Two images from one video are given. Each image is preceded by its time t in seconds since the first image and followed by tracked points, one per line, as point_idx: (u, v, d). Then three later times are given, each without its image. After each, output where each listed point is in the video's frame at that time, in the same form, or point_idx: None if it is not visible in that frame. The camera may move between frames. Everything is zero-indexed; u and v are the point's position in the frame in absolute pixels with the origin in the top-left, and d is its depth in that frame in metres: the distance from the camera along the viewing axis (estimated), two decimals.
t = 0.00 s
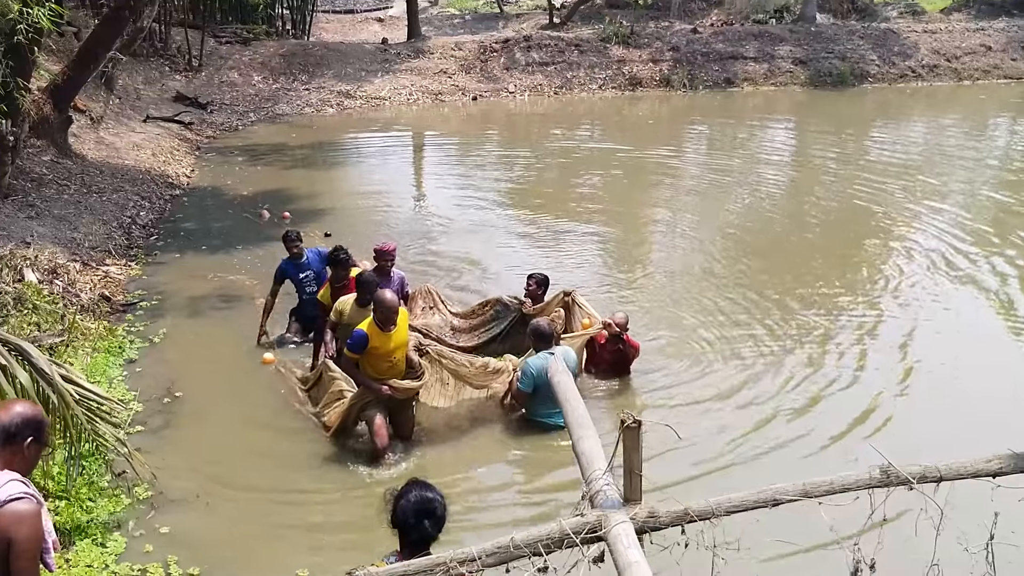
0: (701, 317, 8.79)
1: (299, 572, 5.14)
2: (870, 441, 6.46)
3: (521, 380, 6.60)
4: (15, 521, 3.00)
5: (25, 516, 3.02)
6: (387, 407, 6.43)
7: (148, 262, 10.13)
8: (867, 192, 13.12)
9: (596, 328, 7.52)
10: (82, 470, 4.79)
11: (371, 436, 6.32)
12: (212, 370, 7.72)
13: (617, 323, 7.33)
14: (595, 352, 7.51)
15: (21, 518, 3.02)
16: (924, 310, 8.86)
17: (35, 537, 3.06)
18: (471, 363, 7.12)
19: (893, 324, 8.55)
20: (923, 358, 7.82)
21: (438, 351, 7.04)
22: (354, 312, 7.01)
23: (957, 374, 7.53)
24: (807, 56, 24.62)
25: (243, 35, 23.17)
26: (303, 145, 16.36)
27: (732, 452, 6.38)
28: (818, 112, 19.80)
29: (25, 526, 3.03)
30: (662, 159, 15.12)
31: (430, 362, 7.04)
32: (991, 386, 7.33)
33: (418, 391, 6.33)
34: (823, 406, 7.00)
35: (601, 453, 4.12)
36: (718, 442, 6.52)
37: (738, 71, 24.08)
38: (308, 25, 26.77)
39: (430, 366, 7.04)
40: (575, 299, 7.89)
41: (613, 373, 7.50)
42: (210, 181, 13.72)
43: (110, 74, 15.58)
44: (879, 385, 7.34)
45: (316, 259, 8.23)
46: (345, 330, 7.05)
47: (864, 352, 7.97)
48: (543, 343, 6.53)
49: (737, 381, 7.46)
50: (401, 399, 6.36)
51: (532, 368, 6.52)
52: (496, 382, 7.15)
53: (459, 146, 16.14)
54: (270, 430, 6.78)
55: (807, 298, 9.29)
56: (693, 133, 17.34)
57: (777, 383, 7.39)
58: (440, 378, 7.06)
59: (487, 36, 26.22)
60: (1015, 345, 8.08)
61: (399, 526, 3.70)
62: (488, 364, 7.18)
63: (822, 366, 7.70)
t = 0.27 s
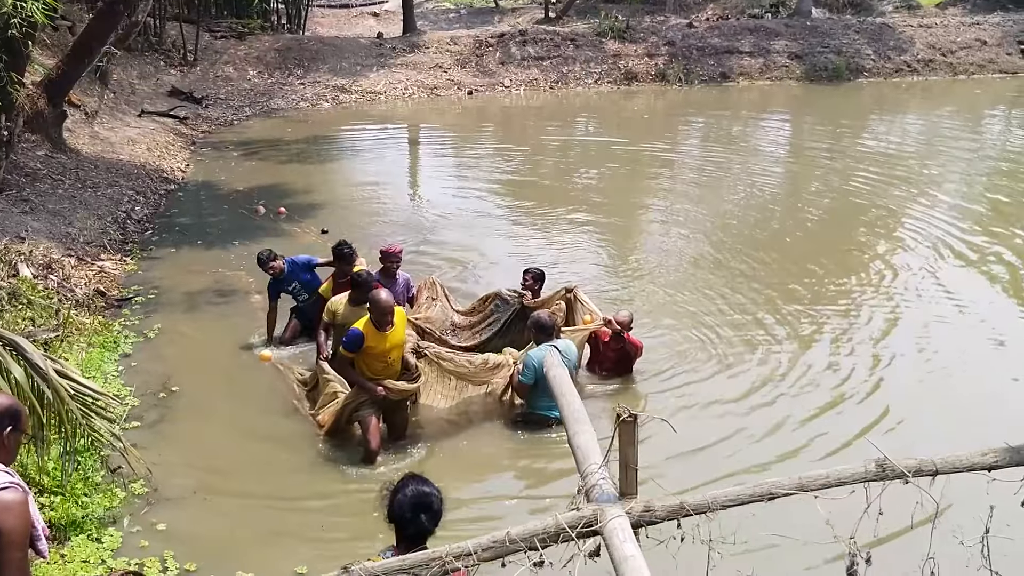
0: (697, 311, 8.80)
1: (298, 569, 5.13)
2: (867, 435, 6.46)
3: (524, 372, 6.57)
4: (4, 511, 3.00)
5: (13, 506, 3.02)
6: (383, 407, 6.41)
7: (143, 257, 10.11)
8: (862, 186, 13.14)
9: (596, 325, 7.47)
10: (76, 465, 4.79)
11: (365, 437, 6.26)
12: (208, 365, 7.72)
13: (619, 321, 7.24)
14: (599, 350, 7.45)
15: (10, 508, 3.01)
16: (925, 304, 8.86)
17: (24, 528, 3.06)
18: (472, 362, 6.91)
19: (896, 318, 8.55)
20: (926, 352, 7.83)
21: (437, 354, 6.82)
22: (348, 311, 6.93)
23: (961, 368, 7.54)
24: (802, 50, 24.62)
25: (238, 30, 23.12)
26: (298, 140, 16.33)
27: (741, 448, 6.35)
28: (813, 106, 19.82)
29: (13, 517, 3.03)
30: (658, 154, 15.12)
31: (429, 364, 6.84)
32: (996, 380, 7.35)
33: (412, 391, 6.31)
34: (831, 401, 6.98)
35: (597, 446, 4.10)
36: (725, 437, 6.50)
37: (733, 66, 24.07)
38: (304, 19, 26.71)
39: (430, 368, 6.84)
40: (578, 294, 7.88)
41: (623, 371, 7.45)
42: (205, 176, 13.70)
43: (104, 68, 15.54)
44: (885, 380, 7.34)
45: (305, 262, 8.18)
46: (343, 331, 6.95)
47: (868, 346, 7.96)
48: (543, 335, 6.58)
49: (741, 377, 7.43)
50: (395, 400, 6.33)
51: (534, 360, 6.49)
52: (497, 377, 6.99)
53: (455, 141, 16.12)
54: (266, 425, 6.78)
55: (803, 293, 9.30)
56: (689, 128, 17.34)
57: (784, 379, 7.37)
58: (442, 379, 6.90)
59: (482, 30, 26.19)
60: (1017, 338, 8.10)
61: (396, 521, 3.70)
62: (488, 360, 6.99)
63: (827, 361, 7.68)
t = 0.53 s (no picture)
0: (692, 309, 8.81)
1: (296, 568, 5.13)
2: (863, 433, 6.47)
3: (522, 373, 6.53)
4: None
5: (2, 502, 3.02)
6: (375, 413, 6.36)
7: (137, 254, 10.09)
8: (857, 183, 13.15)
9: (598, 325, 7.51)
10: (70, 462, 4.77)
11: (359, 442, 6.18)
12: (203, 363, 7.71)
13: (626, 325, 7.15)
14: (606, 354, 7.39)
15: None
16: (924, 302, 8.87)
17: (14, 523, 3.06)
18: (469, 365, 6.83)
19: (895, 316, 8.55)
20: (924, 350, 7.84)
21: (433, 360, 6.76)
22: (339, 318, 6.93)
23: (961, 366, 7.55)
24: (797, 48, 24.63)
25: (232, 27, 23.08)
26: (293, 137, 16.31)
27: (745, 447, 6.34)
28: (808, 103, 19.85)
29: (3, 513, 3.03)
30: (653, 151, 15.12)
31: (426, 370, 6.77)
32: (997, 378, 7.36)
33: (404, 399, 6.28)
34: (836, 401, 6.97)
35: (592, 443, 4.10)
36: (728, 436, 6.49)
37: (728, 63, 24.07)
38: (298, 17, 26.65)
39: (427, 375, 6.77)
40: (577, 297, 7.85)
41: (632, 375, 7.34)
42: (200, 173, 13.67)
43: (97, 66, 15.50)
44: (888, 379, 7.33)
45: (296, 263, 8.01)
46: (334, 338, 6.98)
47: (870, 344, 7.96)
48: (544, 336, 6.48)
49: (742, 375, 7.43)
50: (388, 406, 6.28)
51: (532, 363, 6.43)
52: (496, 377, 6.90)
53: (450, 138, 16.12)
54: (260, 423, 6.78)
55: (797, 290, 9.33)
56: (684, 125, 17.34)
57: (787, 378, 7.35)
58: (439, 383, 6.79)
59: (477, 28, 26.15)
60: (1016, 336, 8.12)
61: (390, 518, 3.70)
62: (485, 360, 6.90)
63: (830, 360, 7.66)
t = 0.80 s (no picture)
0: (688, 308, 8.82)
1: (293, 568, 5.12)
2: (858, 433, 6.48)
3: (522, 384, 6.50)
4: None
5: None
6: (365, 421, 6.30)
7: (133, 254, 10.07)
8: (853, 183, 13.17)
9: (598, 331, 7.37)
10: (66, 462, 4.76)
11: (348, 451, 6.12)
12: (200, 362, 7.71)
13: (634, 329, 7.09)
14: (616, 357, 7.34)
15: None
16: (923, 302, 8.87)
17: (9, 524, 3.05)
18: (467, 380, 6.71)
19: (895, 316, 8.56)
20: (920, 349, 7.86)
21: (430, 377, 6.58)
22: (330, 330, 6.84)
23: (961, 365, 7.57)
24: (793, 47, 24.66)
25: (228, 26, 23.05)
26: (289, 136, 16.29)
27: (749, 448, 6.33)
28: (804, 103, 19.87)
29: None
30: (649, 150, 15.13)
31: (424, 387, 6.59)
32: (998, 377, 7.38)
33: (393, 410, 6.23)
34: (840, 401, 6.97)
35: (588, 443, 4.11)
36: (731, 437, 6.48)
37: (724, 62, 24.08)
38: (294, 16, 26.61)
39: (425, 392, 6.59)
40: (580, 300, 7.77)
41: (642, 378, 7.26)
42: (196, 172, 13.66)
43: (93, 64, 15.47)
44: (890, 379, 7.34)
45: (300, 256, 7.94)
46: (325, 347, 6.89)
47: (871, 344, 7.96)
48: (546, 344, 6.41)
49: (739, 375, 7.44)
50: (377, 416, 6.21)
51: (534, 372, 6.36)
52: (493, 390, 6.82)
53: (446, 137, 16.11)
54: (257, 423, 6.77)
55: (793, 289, 9.36)
56: (680, 125, 17.36)
57: (789, 378, 7.35)
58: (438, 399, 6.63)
59: (474, 27, 26.15)
60: (1015, 335, 8.13)
61: (385, 517, 3.71)
62: (483, 373, 6.79)
63: (831, 360, 7.67)
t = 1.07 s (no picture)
0: (685, 309, 8.82)
1: (291, 569, 5.11)
2: (854, 434, 6.48)
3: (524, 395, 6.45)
4: None
5: None
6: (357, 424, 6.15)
7: (130, 254, 10.06)
8: (850, 184, 13.20)
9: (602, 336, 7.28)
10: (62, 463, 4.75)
11: (343, 451, 6.07)
12: (197, 363, 7.70)
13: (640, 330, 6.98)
14: (621, 358, 7.23)
15: None
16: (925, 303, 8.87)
17: (6, 523, 3.03)
18: (464, 389, 6.62)
19: (896, 316, 8.57)
20: (918, 350, 7.87)
21: (424, 385, 6.46)
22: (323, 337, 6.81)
23: (959, 366, 7.58)
24: (791, 48, 24.68)
25: (225, 26, 23.04)
26: (286, 137, 16.28)
27: (753, 447, 6.34)
28: (801, 104, 19.89)
29: None
30: (646, 151, 15.14)
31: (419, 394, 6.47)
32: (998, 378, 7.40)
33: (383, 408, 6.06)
34: (841, 400, 7.00)
35: (584, 444, 4.11)
36: (734, 437, 6.49)
37: (722, 63, 24.09)
38: (291, 16, 26.59)
39: (420, 398, 6.49)
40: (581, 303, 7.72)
41: (649, 381, 7.15)
42: (193, 173, 13.64)
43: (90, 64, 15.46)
44: (892, 379, 7.35)
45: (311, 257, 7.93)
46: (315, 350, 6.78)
47: (872, 345, 7.98)
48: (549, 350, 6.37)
49: (737, 376, 7.44)
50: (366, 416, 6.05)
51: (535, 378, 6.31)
52: (490, 398, 6.75)
53: (443, 138, 16.12)
54: (253, 424, 6.76)
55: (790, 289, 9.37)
56: (677, 125, 17.38)
57: (793, 378, 7.37)
58: (434, 406, 6.57)
59: (471, 27, 26.15)
60: (1014, 336, 8.16)
61: (381, 518, 3.70)
62: (481, 382, 6.71)
63: (834, 359, 7.69)
